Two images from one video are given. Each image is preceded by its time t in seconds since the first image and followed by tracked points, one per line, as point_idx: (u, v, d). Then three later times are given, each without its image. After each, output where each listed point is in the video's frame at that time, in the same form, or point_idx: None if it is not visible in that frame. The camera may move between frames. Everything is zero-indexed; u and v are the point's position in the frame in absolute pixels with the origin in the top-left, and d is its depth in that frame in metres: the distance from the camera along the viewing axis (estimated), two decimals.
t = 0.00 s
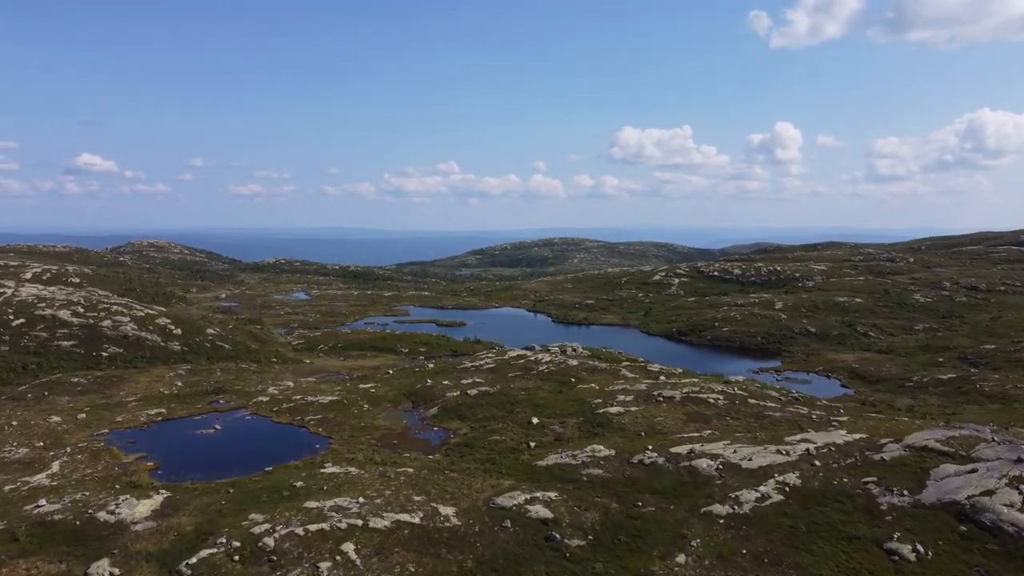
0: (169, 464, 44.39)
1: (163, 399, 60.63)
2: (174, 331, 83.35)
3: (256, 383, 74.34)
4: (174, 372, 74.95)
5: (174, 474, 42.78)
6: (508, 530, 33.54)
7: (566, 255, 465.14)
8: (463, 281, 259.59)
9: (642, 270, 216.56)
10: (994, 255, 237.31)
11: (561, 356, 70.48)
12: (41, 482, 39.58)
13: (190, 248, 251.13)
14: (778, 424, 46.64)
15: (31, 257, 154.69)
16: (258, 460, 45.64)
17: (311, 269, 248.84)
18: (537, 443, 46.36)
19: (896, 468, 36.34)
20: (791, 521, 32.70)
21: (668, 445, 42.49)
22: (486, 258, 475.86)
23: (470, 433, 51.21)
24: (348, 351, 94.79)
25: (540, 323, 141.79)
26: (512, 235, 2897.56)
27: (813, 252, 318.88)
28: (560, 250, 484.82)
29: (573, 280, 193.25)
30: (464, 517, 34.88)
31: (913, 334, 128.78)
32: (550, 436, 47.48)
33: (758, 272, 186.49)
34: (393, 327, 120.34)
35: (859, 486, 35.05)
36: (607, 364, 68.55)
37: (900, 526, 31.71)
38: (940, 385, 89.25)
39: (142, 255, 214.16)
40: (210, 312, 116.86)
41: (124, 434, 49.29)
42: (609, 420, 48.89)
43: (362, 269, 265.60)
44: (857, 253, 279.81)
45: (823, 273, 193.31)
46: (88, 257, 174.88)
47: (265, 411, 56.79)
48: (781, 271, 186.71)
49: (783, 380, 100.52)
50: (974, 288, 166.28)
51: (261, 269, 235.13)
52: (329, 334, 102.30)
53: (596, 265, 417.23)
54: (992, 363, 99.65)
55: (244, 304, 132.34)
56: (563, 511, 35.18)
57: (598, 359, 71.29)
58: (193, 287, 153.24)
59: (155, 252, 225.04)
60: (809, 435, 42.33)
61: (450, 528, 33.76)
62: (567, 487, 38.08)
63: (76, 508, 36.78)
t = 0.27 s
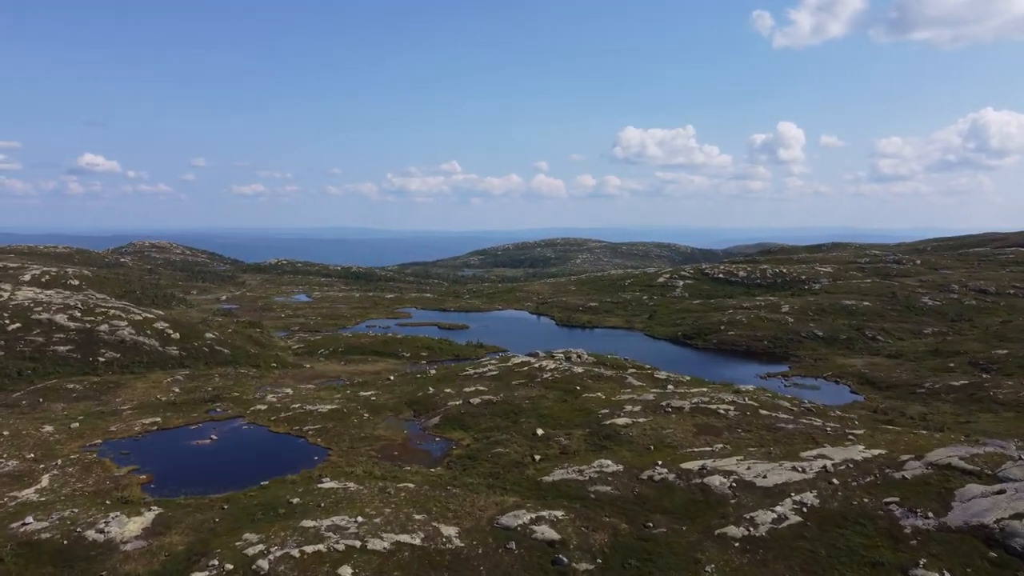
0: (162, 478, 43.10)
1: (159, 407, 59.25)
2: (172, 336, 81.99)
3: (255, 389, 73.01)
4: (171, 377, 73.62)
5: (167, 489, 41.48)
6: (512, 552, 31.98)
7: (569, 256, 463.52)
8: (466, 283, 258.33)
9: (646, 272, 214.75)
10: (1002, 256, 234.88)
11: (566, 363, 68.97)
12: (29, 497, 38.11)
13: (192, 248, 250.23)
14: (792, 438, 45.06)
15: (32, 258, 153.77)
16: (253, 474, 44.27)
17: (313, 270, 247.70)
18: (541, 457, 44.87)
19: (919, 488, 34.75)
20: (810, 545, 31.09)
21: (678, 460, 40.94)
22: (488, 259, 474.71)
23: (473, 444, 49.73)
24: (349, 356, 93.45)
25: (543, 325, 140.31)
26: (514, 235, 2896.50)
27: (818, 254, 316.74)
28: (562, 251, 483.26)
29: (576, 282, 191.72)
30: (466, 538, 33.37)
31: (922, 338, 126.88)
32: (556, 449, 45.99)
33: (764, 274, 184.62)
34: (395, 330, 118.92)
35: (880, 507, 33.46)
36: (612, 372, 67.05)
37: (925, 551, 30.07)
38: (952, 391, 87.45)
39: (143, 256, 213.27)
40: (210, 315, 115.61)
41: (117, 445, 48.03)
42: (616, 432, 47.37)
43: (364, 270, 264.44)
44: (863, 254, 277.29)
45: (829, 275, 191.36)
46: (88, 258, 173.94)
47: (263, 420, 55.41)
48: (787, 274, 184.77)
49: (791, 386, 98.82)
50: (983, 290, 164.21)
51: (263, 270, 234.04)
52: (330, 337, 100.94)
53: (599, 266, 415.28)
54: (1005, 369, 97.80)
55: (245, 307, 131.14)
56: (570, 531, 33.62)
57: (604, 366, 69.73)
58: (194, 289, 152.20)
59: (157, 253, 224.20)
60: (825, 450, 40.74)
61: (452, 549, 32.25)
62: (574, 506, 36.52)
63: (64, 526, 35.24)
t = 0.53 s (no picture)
0: (155, 492, 41.73)
1: (155, 415, 57.91)
2: (171, 340, 80.68)
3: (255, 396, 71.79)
4: (170, 383, 72.36)
5: (160, 504, 40.13)
6: None
7: (572, 256, 462.06)
8: (469, 284, 257.12)
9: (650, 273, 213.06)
10: (1011, 258, 232.45)
11: (571, 370, 67.47)
12: (17, 514, 36.72)
13: (195, 249, 249.59)
14: (807, 453, 43.46)
15: (33, 260, 152.98)
16: (249, 488, 42.89)
17: (315, 270, 246.81)
18: (547, 471, 43.39)
19: (944, 509, 33.11)
20: (832, 572, 29.48)
21: (690, 476, 39.38)
22: (491, 259, 473.61)
23: (477, 456, 48.27)
24: (350, 360, 92.16)
25: (547, 328, 138.85)
26: (517, 235, 2895.30)
27: (823, 255, 314.12)
28: (565, 252, 481.81)
29: (580, 284, 190.14)
30: (470, 560, 31.88)
31: (932, 343, 124.99)
32: (562, 463, 44.48)
33: (770, 276, 182.74)
34: (397, 334, 117.50)
35: (904, 530, 31.83)
36: (619, 380, 65.52)
37: None
38: (966, 397, 85.66)
39: (145, 257, 212.49)
40: (211, 317, 114.48)
41: (111, 457, 46.72)
42: (625, 445, 45.85)
43: (367, 271, 263.47)
44: (870, 256, 275.07)
45: (836, 277, 189.36)
46: (90, 259, 173.09)
47: (261, 429, 54.04)
48: (793, 276, 182.95)
49: (800, 392, 97.08)
50: (993, 293, 162.18)
51: (265, 271, 233.28)
52: (331, 341, 99.63)
53: (602, 267, 413.56)
54: (1018, 375, 95.93)
55: (246, 309, 129.98)
56: (579, 554, 32.08)
57: (610, 373, 68.26)
58: (195, 290, 151.23)
59: (159, 254, 223.45)
60: (843, 467, 39.15)
61: (455, 573, 30.74)
62: (582, 525, 34.96)
63: (52, 545, 33.79)
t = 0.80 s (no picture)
0: (147, 507, 40.31)
1: (151, 424, 56.60)
2: (169, 345, 79.38)
3: (254, 403, 70.52)
4: (167, 390, 71.04)
5: (152, 519, 38.70)
6: None
7: (574, 256, 460.46)
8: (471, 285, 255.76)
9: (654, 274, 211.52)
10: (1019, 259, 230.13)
11: (576, 378, 66.05)
12: (4, 532, 35.39)
13: (197, 249, 248.80)
14: (823, 468, 41.91)
15: (34, 261, 152.13)
16: (245, 503, 41.42)
17: (317, 271, 245.75)
18: (553, 486, 41.91)
19: (972, 532, 31.49)
20: None
21: (702, 493, 37.85)
22: (494, 259, 472.45)
23: (480, 469, 46.80)
24: (351, 365, 90.87)
25: (550, 331, 137.42)
26: (519, 234, 2894.94)
27: (828, 256, 312.25)
28: (568, 252, 480.18)
29: (584, 286, 188.69)
30: None
31: (942, 347, 123.24)
32: (569, 477, 43.00)
33: (775, 279, 180.95)
34: (398, 337, 116.04)
35: (930, 554, 30.25)
36: (626, 388, 63.98)
37: None
38: (979, 405, 83.96)
39: (146, 258, 211.52)
40: (211, 320, 113.27)
41: (103, 470, 45.40)
42: (633, 459, 44.34)
43: (369, 272, 262.45)
44: (875, 258, 272.94)
45: (843, 279, 187.54)
46: (90, 259, 172.03)
47: (259, 439, 52.67)
48: (799, 278, 181.16)
49: (809, 398, 95.42)
50: (1002, 296, 160.18)
51: (267, 272, 232.19)
52: (331, 345, 98.30)
53: (605, 268, 411.87)
54: None
55: (247, 312, 128.84)
56: None
57: (616, 381, 66.80)
58: (197, 292, 150.20)
59: (161, 254, 222.55)
60: (861, 484, 37.55)
61: None
62: (591, 546, 33.45)
63: (39, 565, 32.46)
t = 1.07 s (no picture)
0: (138, 524, 38.84)
1: (146, 433, 55.17)
2: (167, 350, 77.99)
3: (252, 411, 69.16)
4: (164, 396, 69.64)
5: (142, 537, 37.23)
6: None
7: (577, 257, 458.91)
8: (473, 287, 254.38)
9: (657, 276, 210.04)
10: None
11: (581, 386, 64.53)
12: None
13: (198, 250, 247.86)
14: (839, 485, 40.35)
15: (34, 262, 151.14)
16: (239, 519, 39.91)
17: (319, 272, 244.60)
18: (559, 502, 40.39)
19: (1001, 558, 29.89)
20: None
21: (715, 512, 36.29)
22: (496, 260, 471.41)
23: (483, 482, 45.23)
24: (352, 370, 89.49)
25: (553, 334, 135.98)
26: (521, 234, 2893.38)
27: (833, 257, 310.27)
28: (570, 252, 478.63)
29: (587, 288, 187.14)
30: None
31: (951, 351, 121.45)
32: (575, 493, 41.48)
33: (781, 281, 179.04)
34: (399, 341, 114.42)
35: None
36: (632, 396, 62.39)
37: None
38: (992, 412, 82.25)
39: (147, 259, 210.59)
40: (210, 323, 111.92)
41: (94, 483, 43.97)
42: (642, 474, 42.78)
43: (371, 272, 261.28)
44: (881, 259, 270.75)
45: (849, 282, 185.68)
46: (90, 261, 170.91)
47: (255, 450, 51.23)
48: (804, 280, 179.37)
49: (817, 405, 93.78)
50: (1011, 298, 158.22)
51: (268, 273, 231.04)
52: (332, 349, 96.91)
53: (608, 268, 410.14)
54: None
55: (247, 314, 127.55)
56: None
57: (622, 389, 65.26)
58: (197, 294, 149.10)
59: (162, 255, 221.54)
60: (881, 503, 35.97)
61: None
62: (600, 570, 31.91)
63: None
